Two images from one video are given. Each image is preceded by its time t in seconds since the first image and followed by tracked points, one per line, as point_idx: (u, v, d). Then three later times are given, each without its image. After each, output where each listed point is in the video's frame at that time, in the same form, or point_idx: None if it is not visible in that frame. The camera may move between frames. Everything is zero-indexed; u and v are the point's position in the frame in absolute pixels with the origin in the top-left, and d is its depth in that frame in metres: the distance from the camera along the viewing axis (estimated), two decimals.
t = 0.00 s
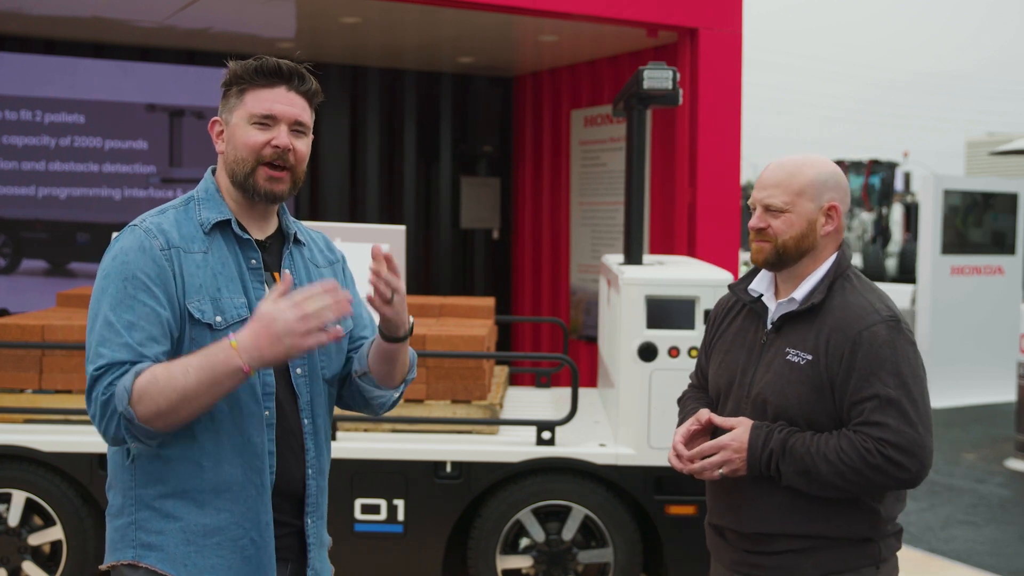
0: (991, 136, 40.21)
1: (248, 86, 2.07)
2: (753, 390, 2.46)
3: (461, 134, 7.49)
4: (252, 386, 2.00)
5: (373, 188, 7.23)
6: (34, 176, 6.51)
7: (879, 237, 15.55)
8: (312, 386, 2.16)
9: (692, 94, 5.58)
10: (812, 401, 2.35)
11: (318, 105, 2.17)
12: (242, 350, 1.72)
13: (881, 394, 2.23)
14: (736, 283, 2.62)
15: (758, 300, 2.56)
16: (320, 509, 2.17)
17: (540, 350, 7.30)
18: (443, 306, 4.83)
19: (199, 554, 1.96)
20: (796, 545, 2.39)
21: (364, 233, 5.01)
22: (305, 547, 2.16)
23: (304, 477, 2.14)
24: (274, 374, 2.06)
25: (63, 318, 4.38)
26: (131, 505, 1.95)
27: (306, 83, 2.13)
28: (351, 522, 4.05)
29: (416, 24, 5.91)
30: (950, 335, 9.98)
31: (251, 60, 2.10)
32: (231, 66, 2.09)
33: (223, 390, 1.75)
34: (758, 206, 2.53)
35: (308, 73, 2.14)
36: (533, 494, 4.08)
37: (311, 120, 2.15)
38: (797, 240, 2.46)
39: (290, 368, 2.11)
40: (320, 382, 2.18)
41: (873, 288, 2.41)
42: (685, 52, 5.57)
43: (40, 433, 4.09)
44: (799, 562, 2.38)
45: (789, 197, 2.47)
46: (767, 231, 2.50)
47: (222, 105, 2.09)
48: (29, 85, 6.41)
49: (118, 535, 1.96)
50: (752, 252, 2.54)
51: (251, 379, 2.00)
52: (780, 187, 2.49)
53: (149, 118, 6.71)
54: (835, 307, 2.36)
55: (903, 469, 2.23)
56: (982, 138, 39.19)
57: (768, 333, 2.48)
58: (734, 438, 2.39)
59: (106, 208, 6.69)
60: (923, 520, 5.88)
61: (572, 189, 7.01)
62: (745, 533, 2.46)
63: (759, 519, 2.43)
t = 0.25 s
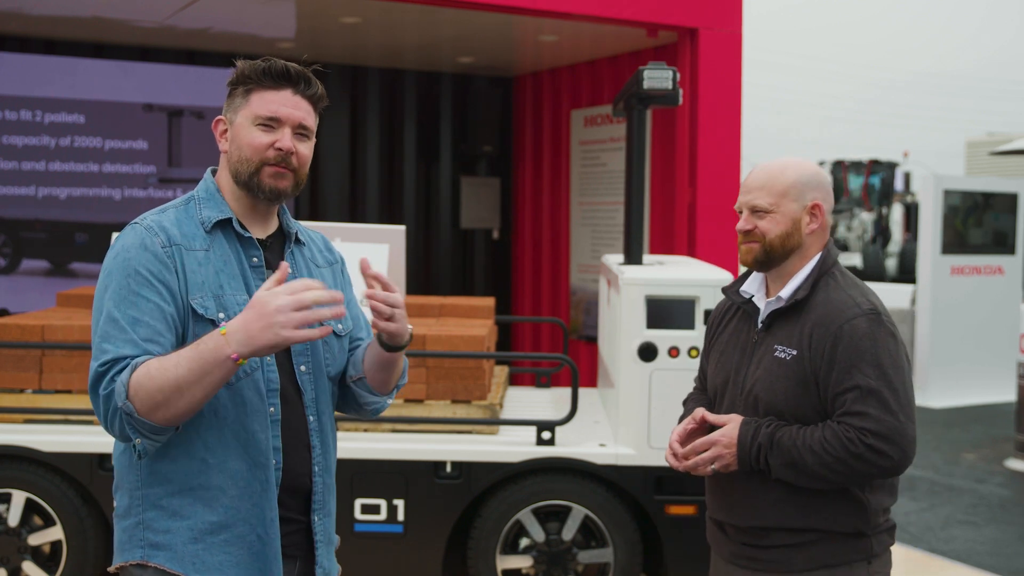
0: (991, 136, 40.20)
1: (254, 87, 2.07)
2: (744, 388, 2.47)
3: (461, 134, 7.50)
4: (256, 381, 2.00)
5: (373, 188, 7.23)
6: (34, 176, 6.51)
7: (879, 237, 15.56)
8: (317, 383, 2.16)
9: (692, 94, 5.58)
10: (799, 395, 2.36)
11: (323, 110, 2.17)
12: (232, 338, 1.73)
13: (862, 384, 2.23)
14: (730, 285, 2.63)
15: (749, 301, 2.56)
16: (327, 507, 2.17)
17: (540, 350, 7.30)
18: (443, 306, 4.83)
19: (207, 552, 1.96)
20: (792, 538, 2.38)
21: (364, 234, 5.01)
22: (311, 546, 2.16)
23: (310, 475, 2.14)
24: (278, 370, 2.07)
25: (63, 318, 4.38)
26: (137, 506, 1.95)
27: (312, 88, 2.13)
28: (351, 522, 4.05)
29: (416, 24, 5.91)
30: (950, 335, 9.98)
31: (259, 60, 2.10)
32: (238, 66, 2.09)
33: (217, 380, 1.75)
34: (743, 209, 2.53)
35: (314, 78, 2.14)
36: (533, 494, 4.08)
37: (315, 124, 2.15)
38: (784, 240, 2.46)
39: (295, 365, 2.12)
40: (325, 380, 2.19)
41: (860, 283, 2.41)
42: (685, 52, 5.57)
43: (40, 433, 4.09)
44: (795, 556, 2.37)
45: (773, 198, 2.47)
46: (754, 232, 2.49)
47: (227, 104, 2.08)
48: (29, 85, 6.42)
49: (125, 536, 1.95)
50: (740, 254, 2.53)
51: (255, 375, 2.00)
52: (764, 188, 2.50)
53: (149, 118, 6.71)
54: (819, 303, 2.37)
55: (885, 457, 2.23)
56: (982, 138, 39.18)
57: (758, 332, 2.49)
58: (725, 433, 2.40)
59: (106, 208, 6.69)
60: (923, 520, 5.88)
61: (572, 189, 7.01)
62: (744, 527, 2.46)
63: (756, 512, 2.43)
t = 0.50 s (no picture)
0: (991, 136, 40.20)
1: (256, 87, 2.07)
2: (741, 389, 2.48)
3: (461, 134, 7.50)
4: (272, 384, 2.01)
5: (373, 188, 7.23)
6: (34, 176, 6.51)
7: (879, 237, 15.55)
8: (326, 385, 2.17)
9: (692, 94, 5.58)
10: (793, 395, 2.36)
11: (325, 105, 2.17)
12: (301, 399, 1.93)
13: (852, 385, 2.23)
14: (726, 287, 2.64)
15: (746, 302, 2.56)
16: (336, 508, 2.18)
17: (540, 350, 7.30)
18: (443, 306, 4.82)
19: (216, 551, 1.95)
20: (789, 533, 2.38)
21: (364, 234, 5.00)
22: (320, 545, 2.17)
23: (320, 476, 2.15)
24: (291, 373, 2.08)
25: (63, 318, 4.37)
26: (146, 506, 1.94)
27: (314, 84, 2.12)
28: (351, 522, 4.06)
29: (416, 24, 5.91)
30: (951, 335, 9.98)
31: (259, 60, 2.09)
32: (239, 67, 2.09)
33: (262, 428, 1.93)
34: (737, 212, 2.54)
35: (316, 74, 2.14)
36: (534, 494, 4.08)
37: (320, 120, 2.15)
38: (777, 241, 2.46)
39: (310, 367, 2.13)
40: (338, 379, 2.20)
41: (855, 284, 2.40)
42: (685, 52, 5.56)
43: (40, 433, 4.09)
44: (791, 551, 2.38)
45: (765, 201, 2.47)
46: (748, 234, 2.50)
47: (230, 106, 2.09)
48: (29, 85, 6.42)
49: (132, 535, 1.95)
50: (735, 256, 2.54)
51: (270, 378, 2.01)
52: (757, 191, 2.50)
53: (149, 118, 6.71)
54: (812, 304, 2.36)
55: (875, 457, 2.23)
56: (982, 138, 39.16)
57: (755, 333, 2.49)
58: (720, 433, 2.41)
59: (106, 208, 6.70)
60: (923, 520, 5.88)
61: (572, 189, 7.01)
62: (743, 521, 2.46)
63: (754, 507, 2.43)
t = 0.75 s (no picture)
0: (991, 136, 40.20)
1: (273, 90, 2.06)
2: (741, 388, 2.48)
3: (461, 134, 7.50)
4: (282, 393, 2.02)
5: (373, 188, 7.23)
6: (34, 177, 6.52)
7: (879, 236, 15.55)
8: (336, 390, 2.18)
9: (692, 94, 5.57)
10: (792, 392, 2.36)
11: (344, 108, 2.16)
12: (310, 423, 2.00)
13: (850, 381, 2.24)
14: (727, 287, 2.64)
15: (745, 302, 2.55)
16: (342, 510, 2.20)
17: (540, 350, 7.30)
18: (443, 306, 4.82)
19: (228, 554, 1.96)
20: (789, 531, 2.39)
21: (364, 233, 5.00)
22: (326, 547, 2.18)
23: (328, 481, 2.16)
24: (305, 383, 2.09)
25: (63, 318, 4.37)
26: (157, 509, 1.94)
27: (332, 88, 2.12)
28: (351, 522, 4.06)
29: (416, 24, 5.91)
30: (951, 335, 9.98)
31: (276, 63, 2.08)
32: (256, 70, 2.07)
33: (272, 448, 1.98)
34: (738, 213, 2.53)
35: (334, 76, 2.13)
36: (533, 494, 4.08)
37: (337, 123, 2.14)
38: (777, 243, 2.46)
39: (319, 374, 2.14)
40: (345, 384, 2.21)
41: (853, 281, 2.40)
42: (685, 52, 5.56)
43: (40, 433, 4.09)
44: (790, 548, 2.38)
45: (765, 201, 2.47)
46: (748, 236, 2.50)
47: (247, 109, 2.08)
48: (29, 85, 6.42)
49: (142, 538, 1.94)
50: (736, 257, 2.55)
51: (282, 389, 2.01)
52: (756, 193, 2.49)
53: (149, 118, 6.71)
54: (810, 301, 2.37)
55: (873, 452, 2.23)
56: (982, 138, 39.16)
57: (754, 331, 2.49)
58: (720, 433, 2.41)
59: (106, 208, 6.70)
60: (923, 520, 5.88)
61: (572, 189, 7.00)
62: (743, 520, 2.46)
63: (754, 505, 2.43)
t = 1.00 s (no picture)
0: (991, 136, 40.20)
1: (281, 95, 2.06)
2: (743, 388, 2.48)
3: (461, 134, 7.50)
4: (293, 398, 2.02)
5: (373, 188, 7.23)
6: (34, 177, 6.52)
7: (878, 236, 15.56)
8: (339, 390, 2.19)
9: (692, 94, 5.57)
10: (796, 391, 2.36)
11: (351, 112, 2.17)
12: (318, 428, 1.99)
13: (856, 378, 2.24)
14: (724, 288, 2.64)
15: (744, 302, 2.55)
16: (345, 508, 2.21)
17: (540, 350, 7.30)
18: (443, 306, 4.82)
19: (241, 556, 1.96)
20: (794, 530, 2.38)
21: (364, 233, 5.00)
22: (328, 547, 2.20)
23: (332, 481, 2.17)
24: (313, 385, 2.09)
25: (62, 318, 4.37)
26: (168, 512, 1.93)
27: (340, 93, 2.12)
28: (352, 522, 4.06)
29: (416, 24, 5.91)
30: (951, 335, 9.98)
31: (283, 67, 2.07)
32: (263, 73, 2.07)
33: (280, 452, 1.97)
34: (737, 217, 2.52)
35: (342, 81, 2.13)
36: (534, 494, 4.08)
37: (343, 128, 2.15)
38: (780, 244, 2.46)
39: (323, 374, 2.14)
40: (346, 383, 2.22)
41: (852, 279, 2.41)
42: (685, 52, 5.56)
43: (40, 433, 4.09)
44: (796, 548, 2.38)
45: (765, 204, 2.47)
46: (749, 239, 2.49)
47: (253, 112, 2.07)
48: (29, 85, 6.42)
49: (151, 541, 1.93)
50: (737, 261, 2.53)
51: (293, 393, 2.02)
52: (756, 196, 2.49)
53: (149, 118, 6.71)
54: (812, 300, 2.37)
55: (881, 448, 2.24)
56: (982, 138, 39.17)
57: (754, 331, 2.49)
58: (726, 435, 2.41)
59: (106, 208, 6.70)
60: (923, 520, 5.88)
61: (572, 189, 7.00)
62: (747, 520, 2.46)
63: (758, 505, 2.43)
